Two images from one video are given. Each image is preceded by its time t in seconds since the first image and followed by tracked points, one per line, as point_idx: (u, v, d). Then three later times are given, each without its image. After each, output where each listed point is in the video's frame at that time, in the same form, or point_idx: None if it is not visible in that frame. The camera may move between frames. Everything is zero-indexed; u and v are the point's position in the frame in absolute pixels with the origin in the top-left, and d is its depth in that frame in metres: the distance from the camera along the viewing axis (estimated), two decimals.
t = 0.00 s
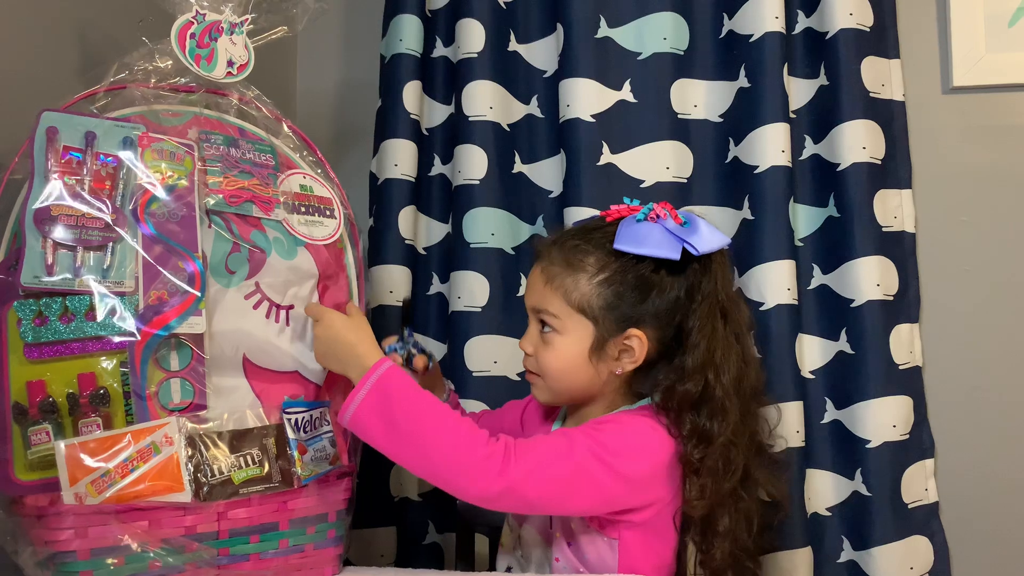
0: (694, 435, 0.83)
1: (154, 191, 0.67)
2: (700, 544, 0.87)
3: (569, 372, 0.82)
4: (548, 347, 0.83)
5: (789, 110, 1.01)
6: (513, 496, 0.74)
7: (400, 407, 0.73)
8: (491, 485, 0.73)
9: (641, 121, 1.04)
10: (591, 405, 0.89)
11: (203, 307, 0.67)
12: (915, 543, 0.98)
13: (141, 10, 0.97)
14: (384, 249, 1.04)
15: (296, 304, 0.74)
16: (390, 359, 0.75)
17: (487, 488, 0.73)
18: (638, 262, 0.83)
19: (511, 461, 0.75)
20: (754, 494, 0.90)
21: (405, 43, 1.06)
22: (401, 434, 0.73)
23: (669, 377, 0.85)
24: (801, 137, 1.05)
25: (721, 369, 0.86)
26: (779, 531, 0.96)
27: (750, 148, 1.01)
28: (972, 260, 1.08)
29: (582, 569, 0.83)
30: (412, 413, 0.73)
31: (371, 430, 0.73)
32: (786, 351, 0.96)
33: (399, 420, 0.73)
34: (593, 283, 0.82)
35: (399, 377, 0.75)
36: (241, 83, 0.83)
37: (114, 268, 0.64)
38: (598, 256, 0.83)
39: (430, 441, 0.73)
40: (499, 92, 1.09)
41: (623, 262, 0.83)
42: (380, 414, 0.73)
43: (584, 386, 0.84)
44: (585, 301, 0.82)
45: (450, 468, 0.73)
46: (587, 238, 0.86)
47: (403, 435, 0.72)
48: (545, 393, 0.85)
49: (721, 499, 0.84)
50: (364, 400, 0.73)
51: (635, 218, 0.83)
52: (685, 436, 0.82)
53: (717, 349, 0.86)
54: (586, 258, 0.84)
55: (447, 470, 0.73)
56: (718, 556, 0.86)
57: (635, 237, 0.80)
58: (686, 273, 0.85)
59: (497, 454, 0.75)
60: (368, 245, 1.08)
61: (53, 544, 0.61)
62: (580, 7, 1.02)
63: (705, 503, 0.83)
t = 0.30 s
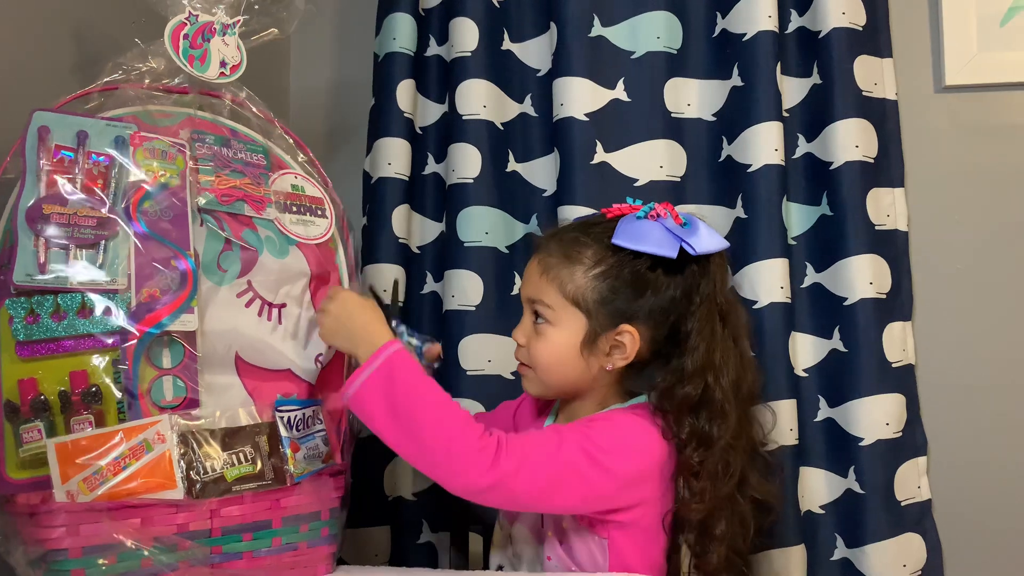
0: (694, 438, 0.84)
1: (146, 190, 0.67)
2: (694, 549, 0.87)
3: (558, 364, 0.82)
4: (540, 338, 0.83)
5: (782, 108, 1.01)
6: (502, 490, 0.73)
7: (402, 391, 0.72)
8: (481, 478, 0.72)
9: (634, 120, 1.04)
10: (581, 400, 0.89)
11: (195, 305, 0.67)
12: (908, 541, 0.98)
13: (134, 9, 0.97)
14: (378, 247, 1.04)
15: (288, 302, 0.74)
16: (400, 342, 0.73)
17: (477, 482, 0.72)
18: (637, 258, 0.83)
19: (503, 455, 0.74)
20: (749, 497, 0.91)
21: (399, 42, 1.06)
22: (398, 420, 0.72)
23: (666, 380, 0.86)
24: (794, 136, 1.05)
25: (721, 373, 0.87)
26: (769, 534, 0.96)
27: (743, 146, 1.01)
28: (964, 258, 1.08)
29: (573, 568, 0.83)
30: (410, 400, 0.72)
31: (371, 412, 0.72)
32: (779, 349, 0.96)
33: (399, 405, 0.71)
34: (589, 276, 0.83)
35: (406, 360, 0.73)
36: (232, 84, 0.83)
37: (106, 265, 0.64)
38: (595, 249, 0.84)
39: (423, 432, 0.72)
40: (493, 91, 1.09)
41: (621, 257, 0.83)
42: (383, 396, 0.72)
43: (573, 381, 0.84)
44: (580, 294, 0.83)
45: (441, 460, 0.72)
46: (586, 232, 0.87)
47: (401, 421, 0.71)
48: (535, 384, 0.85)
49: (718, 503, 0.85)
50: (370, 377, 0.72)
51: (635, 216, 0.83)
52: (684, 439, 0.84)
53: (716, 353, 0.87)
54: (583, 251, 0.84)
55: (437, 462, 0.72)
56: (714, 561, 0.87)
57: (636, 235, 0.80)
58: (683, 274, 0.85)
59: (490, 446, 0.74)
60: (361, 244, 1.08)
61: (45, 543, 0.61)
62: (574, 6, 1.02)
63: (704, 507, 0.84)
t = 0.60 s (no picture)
0: (695, 433, 0.84)
1: (141, 179, 0.67)
2: (694, 542, 0.88)
3: (555, 349, 0.83)
4: (540, 323, 0.84)
5: (780, 101, 1.01)
6: (509, 465, 0.73)
7: (400, 369, 0.72)
8: (488, 453, 0.72)
9: (632, 113, 1.04)
10: (579, 388, 0.89)
11: (191, 294, 0.67)
12: (906, 535, 0.98)
13: None
14: (375, 240, 1.04)
15: (285, 293, 0.74)
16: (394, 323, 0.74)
17: (484, 456, 0.72)
18: (641, 251, 0.84)
19: (508, 431, 0.74)
20: (750, 493, 0.91)
21: (396, 34, 1.06)
22: (398, 398, 0.72)
23: (668, 374, 0.86)
24: (792, 130, 1.05)
25: (724, 369, 0.87)
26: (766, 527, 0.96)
27: (741, 139, 1.01)
28: (962, 252, 1.08)
29: (571, 557, 0.83)
30: (411, 377, 0.72)
31: (370, 391, 0.72)
32: (777, 342, 0.96)
33: (400, 383, 0.72)
34: (594, 265, 0.83)
35: (403, 340, 0.74)
36: (228, 72, 0.82)
37: (102, 255, 0.63)
38: (602, 238, 0.84)
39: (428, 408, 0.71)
40: (490, 83, 1.09)
41: (627, 248, 0.84)
42: (381, 377, 0.72)
43: (569, 368, 0.84)
44: (584, 282, 0.83)
45: (446, 435, 0.72)
46: (594, 220, 0.87)
47: (401, 398, 0.71)
48: (531, 369, 0.85)
49: (716, 497, 0.85)
50: (368, 357, 0.73)
51: (643, 210, 0.84)
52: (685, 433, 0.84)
53: (719, 349, 0.87)
54: (590, 240, 0.85)
55: (441, 438, 0.72)
56: (712, 557, 0.87)
57: (642, 226, 0.81)
58: (687, 270, 0.86)
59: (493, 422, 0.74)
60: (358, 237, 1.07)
61: (39, 533, 0.60)
62: None
63: (704, 500, 0.84)
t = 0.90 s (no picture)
0: (712, 424, 0.87)
1: (146, 165, 0.66)
2: (705, 527, 0.89)
3: (562, 338, 0.82)
4: (546, 311, 0.83)
5: (786, 90, 1.00)
6: (502, 432, 0.73)
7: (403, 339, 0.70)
8: (482, 420, 0.72)
9: (636, 103, 1.04)
10: (587, 369, 0.88)
11: (193, 279, 0.66)
12: (910, 526, 0.97)
13: None
14: (378, 229, 1.03)
15: (288, 280, 0.73)
16: (389, 294, 0.72)
17: (477, 423, 0.72)
18: (648, 241, 0.84)
19: (503, 400, 0.74)
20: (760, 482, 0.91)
21: (400, 22, 1.05)
22: (396, 368, 0.70)
23: (682, 364, 0.87)
24: (797, 119, 1.05)
25: (736, 359, 0.89)
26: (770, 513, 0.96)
27: (746, 129, 1.00)
28: (967, 243, 1.07)
29: (573, 541, 0.82)
30: (410, 348, 0.70)
31: (367, 362, 0.70)
32: (782, 332, 0.96)
33: (398, 352, 0.70)
34: (601, 253, 0.83)
35: (399, 312, 0.72)
36: (228, 63, 0.83)
37: (106, 238, 0.63)
38: (609, 227, 0.84)
39: (424, 375, 0.70)
40: (494, 72, 1.08)
41: (634, 237, 0.84)
42: (379, 349, 0.70)
43: (575, 356, 0.84)
44: (591, 269, 0.83)
45: (443, 403, 0.71)
46: (601, 208, 0.87)
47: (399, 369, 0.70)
48: (537, 357, 0.85)
49: (733, 486, 0.87)
50: (365, 329, 0.70)
51: (649, 199, 0.84)
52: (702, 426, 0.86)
53: (730, 340, 0.88)
54: (598, 228, 0.85)
55: (437, 406, 0.71)
56: (723, 540, 0.88)
57: (649, 214, 0.81)
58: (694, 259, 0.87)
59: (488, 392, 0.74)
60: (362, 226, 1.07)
61: (42, 515, 0.60)
62: None
63: (723, 489, 0.87)
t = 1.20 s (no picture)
0: (713, 406, 0.86)
1: (152, 152, 0.66)
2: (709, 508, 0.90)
3: (570, 330, 0.82)
4: (553, 304, 0.83)
5: (794, 80, 0.99)
6: (533, 417, 0.73)
7: (430, 320, 0.71)
8: (514, 402, 0.72)
9: (643, 94, 1.04)
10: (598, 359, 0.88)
11: (200, 269, 0.66)
12: (916, 518, 0.97)
13: None
14: (384, 220, 1.03)
15: (295, 269, 0.73)
16: (416, 276, 0.73)
17: (509, 407, 0.72)
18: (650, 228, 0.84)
19: (533, 384, 0.74)
20: (763, 462, 0.91)
21: (406, 13, 1.05)
22: (425, 351, 0.71)
23: (683, 347, 0.87)
24: (805, 110, 1.04)
25: (734, 341, 0.88)
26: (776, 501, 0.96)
27: (754, 119, 1.00)
28: (977, 234, 1.07)
29: (583, 528, 0.82)
30: (439, 330, 0.71)
31: (396, 344, 0.71)
32: (788, 323, 0.95)
33: (427, 335, 0.71)
34: (605, 244, 0.83)
35: (426, 294, 0.73)
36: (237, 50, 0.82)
37: (113, 227, 0.63)
38: (611, 217, 0.84)
39: (453, 357, 0.71)
40: (500, 62, 1.08)
41: (636, 226, 0.84)
42: (406, 329, 0.71)
43: (584, 348, 0.84)
44: (595, 260, 0.83)
45: (474, 387, 0.71)
46: (601, 199, 0.87)
47: (428, 351, 0.71)
48: (546, 351, 0.85)
49: (734, 466, 0.88)
50: (393, 310, 0.72)
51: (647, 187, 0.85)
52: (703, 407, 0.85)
53: (728, 321, 0.88)
54: (600, 219, 0.85)
55: (465, 388, 0.72)
56: (725, 520, 0.89)
57: (649, 202, 0.82)
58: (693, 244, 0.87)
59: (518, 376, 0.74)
60: (367, 217, 1.07)
61: (50, 504, 0.60)
62: None
63: (723, 468, 0.88)
